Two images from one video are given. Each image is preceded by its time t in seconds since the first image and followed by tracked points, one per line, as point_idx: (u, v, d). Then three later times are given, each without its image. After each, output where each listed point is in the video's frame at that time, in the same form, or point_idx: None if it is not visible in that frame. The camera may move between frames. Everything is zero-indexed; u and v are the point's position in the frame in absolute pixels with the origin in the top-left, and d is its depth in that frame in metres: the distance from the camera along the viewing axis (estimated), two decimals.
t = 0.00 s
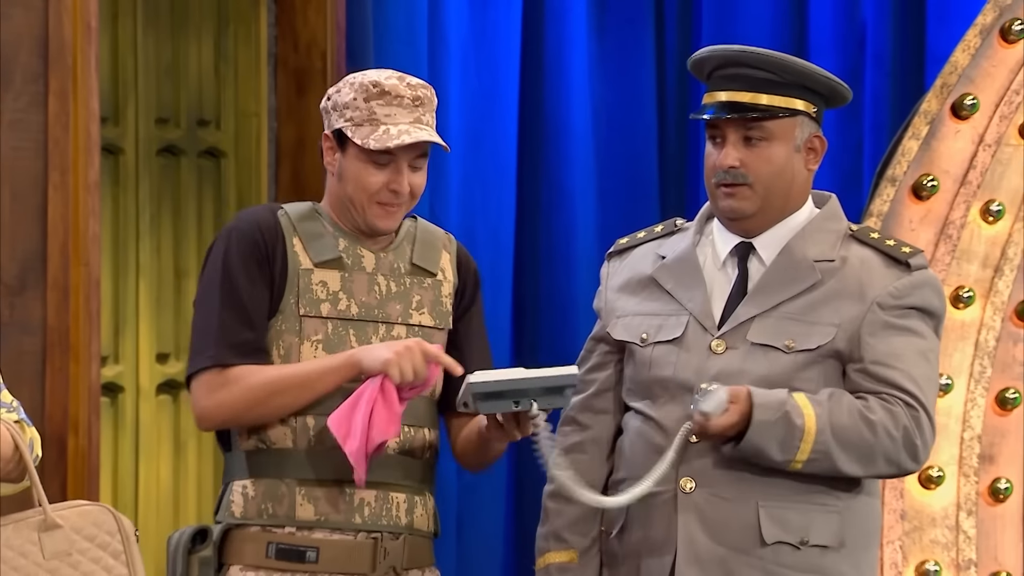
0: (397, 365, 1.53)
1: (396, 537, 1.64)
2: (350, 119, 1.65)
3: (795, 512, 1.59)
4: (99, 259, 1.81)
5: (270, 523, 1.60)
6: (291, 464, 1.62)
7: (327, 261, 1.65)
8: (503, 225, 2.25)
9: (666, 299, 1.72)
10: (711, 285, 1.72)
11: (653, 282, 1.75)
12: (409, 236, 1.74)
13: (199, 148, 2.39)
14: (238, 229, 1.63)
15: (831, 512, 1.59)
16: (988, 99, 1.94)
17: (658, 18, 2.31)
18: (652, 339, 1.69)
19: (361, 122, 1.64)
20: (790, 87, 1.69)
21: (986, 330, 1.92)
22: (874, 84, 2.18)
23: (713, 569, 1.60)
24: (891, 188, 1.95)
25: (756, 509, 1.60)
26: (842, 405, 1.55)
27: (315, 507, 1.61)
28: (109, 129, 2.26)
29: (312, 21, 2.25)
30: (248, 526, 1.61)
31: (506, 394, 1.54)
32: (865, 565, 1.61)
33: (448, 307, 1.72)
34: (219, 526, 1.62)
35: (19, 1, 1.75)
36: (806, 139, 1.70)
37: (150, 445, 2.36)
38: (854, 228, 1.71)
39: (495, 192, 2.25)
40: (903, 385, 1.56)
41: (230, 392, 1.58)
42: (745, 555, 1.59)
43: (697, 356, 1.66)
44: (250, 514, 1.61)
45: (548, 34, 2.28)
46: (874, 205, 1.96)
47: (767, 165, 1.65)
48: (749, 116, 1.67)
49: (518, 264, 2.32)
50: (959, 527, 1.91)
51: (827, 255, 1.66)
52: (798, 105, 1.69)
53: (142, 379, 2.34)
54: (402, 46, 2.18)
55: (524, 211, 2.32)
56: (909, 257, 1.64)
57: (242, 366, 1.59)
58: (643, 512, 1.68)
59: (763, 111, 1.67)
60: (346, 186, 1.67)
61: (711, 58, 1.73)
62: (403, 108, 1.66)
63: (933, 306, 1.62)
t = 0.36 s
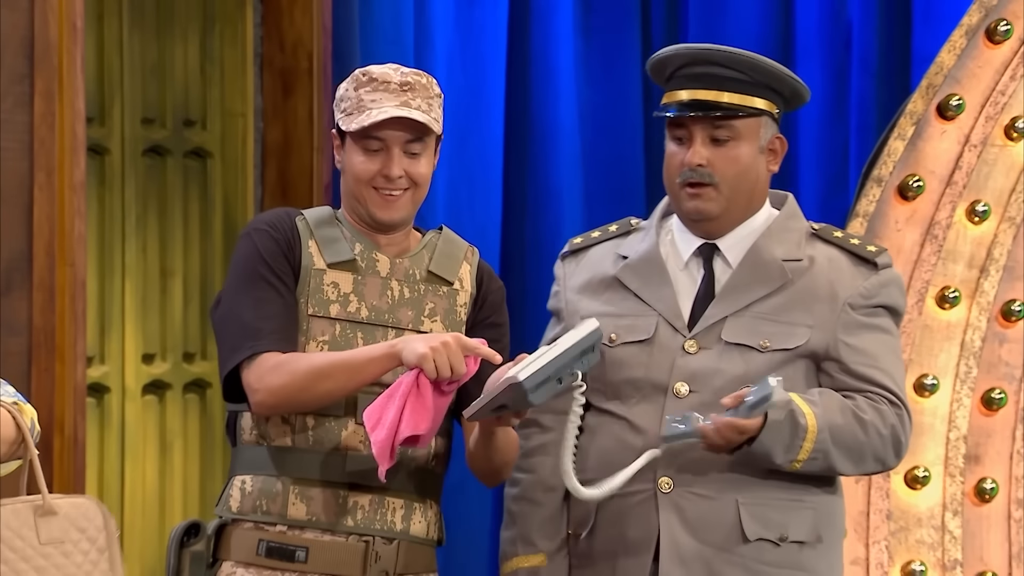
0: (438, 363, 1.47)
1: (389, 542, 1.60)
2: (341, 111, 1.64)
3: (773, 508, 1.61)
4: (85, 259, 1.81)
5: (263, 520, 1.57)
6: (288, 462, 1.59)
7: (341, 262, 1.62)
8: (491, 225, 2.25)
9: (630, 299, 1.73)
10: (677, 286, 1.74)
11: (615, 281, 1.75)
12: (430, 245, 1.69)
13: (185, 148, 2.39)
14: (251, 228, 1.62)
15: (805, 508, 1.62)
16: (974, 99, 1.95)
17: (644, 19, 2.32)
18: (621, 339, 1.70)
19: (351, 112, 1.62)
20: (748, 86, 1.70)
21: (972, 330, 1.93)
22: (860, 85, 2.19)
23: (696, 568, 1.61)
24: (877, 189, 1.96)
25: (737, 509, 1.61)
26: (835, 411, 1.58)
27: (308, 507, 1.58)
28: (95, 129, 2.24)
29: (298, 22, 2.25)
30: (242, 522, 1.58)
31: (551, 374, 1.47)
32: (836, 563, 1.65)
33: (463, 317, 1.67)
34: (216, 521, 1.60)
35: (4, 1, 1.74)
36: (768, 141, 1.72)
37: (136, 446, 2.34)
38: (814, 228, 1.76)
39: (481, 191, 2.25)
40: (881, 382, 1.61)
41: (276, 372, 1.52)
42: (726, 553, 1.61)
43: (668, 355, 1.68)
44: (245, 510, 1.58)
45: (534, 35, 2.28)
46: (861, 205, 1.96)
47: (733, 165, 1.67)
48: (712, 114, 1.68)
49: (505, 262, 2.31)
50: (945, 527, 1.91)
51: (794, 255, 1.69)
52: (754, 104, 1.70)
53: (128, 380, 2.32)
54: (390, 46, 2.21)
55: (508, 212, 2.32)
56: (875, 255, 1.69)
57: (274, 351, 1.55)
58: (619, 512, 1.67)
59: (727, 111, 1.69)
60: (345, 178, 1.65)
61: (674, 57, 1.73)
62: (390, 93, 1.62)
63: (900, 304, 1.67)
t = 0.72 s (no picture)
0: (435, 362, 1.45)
1: (391, 543, 1.59)
2: (344, 115, 1.63)
3: (755, 503, 1.62)
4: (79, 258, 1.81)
5: (266, 520, 1.57)
6: (291, 463, 1.58)
7: (344, 263, 1.61)
8: (485, 225, 2.25)
9: (595, 300, 1.73)
10: (642, 285, 1.73)
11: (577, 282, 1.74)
12: (432, 248, 1.68)
13: (178, 149, 2.39)
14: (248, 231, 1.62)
15: (783, 499, 1.64)
16: (968, 99, 1.95)
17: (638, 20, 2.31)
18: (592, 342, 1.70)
19: (354, 116, 1.61)
20: (704, 87, 1.69)
21: (965, 330, 1.93)
22: (854, 83, 2.19)
23: (688, 569, 1.60)
24: (870, 189, 1.95)
25: (720, 504, 1.62)
26: (809, 389, 1.61)
27: (310, 508, 1.57)
28: (88, 130, 2.23)
29: (292, 23, 2.26)
30: (245, 522, 1.58)
31: (550, 342, 1.46)
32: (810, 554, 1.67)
33: (466, 318, 1.65)
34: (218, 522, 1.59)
35: None
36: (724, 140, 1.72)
37: (129, 447, 2.34)
38: (768, 218, 1.78)
39: (474, 190, 2.25)
40: (851, 369, 1.64)
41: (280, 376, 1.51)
42: (715, 551, 1.61)
43: (636, 356, 1.68)
44: (247, 510, 1.57)
45: (528, 35, 2.28)
46: (855, 205, 1.95)
47: (693, 166, 1.66)
48: (672, 118, 1.67)
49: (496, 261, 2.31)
50: (939, 527, 1.91)
51: (754, 247, 1.71)
52: (707, 104, 1.68)
53: (122, 380, 2.31)
54: (384, 46, 2.21)
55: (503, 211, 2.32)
56: (833, 243, 1.71)
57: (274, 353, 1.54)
58: (599, 516, 1.66)
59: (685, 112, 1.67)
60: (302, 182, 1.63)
61: (630, 60, 1.71)
62: (395, 96, 1.61)
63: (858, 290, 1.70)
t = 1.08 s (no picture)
0: (413, 363, 1.40)
1: (398, 543, 1.57)
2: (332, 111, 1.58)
3: (743, 499, 1.62)
4: (83, 259, 1.81)
5: (272, 523, 1.54)
6: (295, 466, 1.55)
7: (343, 264, 1.56)
8: (488, 225, 2.25)
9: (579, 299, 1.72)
10: (626, 284, 1.73)
11: (562, 280, 1.74)
12: (432, 246, 1.64)
13: (184, 148, 2.39)
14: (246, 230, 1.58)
15: (770, 495, 1.64)
16: (973, 99, 1.95)
17: (643, 15, 2.31)
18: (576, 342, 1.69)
19: (343, 112, 1.57)
20: (677, 87, 1.68)
21: (970, 330, 1.93)
22: (859, 85, 2.19)
23: (678, 568, 1.60)
24: (875, 189, 1.95)
25: (708, 503, 1.62)
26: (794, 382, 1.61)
27: (316, 510, 1.55)
28: (93, 129, 2.24)
29: (296, 22, 2.25)
30: (251, 525, 1.56)
31: (531, 348, 1.41)
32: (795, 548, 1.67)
33: (466, 316, 1.61)
34: (223, 524, 1.58)
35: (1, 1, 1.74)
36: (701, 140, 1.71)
37: (135, 446, 2.35)
38: (747, 214, 1.78)
39: (478, 189, 2.25)
40: (834, 362, 1.64)
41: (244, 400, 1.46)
42: (705, 548, 1.61)
43: (620, 356, 1.67)
44: (252, 514, 1.55)
45: (533, 35, 2.28)
46: (860, 205, 1.95)
47: (675, 167, 1.65)
48: (652, 120, 1.65)
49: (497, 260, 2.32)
50: (944, 527, 1.91)
51: (733, 243, 1.71)
52: (683, 104, 1.67)
53: (126, 380, 2.32)
54: (389, 47, 2.20)
55: (507, 209, 2.32)
56: (812, 236, 1.71)
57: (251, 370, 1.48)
58: (586, 516, 1.65)
59: (662, 114, 1.66)
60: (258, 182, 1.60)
61: (605, 64, 1.71)
62: (383, 92, 1.57)
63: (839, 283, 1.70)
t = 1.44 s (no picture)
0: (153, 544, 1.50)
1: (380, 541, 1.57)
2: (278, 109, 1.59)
3: (732, 499, 1.61)
4: (84, 258, 1.81)
5: (251, 529, 1.54)
6: (271, 469, 1.55)
7: (303, 264, 1.57)
8: (489, 224, 2.25)
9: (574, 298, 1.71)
10: (621, 284, 1.72)
11: (558, 279, 1.74)
12: (388, 239, 1.65)
13: (184, 148, 2.38)
14: (194, 251, 1.55)
15: (760, 496, 1.63)
16: (973, 99, 1.95)
17: (644, 20, 2.31)
18: (569, 339, 1.68)
19: (287, 108, 1.58)
20: (678, 87, 1.67)
21: (971, 330, 1.93)
22: (860, 84, 2.19)
23: (665, 568, 1.59)
24: (876, 189, 1.95)
25: (697, 502, 1.61)
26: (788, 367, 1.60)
27: (297, 513, 1.54)
28: (94, 129, 2.26)
29: (297, 23, 2.23)
30: (229, 533, 1.56)
31: (475, 391, 1.44)
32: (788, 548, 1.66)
33: (429, 308, 1.64)
34: (201, 533, 1.58)
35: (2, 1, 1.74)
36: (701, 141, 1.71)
37: (136, 445, 2.35)
38: (747, 215, 1.77)
39: (479, 189, 2.25)
40: (829, 360, 1.63)
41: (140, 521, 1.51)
42: (692, 548, 1.60)
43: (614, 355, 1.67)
44: (231, 521, 1.55)
45: (533, 36, 2.28)
46: (860, 205, 1.96)
47: (673, 167, 1.65)
48: (651, 119, 1.66)
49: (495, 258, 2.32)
50: (945, 527, 1.91)
51: (729, 244, 1.70)
52: (686, 105, 1.67)
53: (127, 379, 2.33)
54: (389, 46, 2.20)
55: (507, 207, 2.32)
56: (810, 239, 1.70)
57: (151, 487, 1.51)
58: (576, 513, 1.65)
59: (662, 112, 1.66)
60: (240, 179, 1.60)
61: (608, 62, 1.71)
62: (326, 86, 1.58)
63: (836, 285, 1.70)
